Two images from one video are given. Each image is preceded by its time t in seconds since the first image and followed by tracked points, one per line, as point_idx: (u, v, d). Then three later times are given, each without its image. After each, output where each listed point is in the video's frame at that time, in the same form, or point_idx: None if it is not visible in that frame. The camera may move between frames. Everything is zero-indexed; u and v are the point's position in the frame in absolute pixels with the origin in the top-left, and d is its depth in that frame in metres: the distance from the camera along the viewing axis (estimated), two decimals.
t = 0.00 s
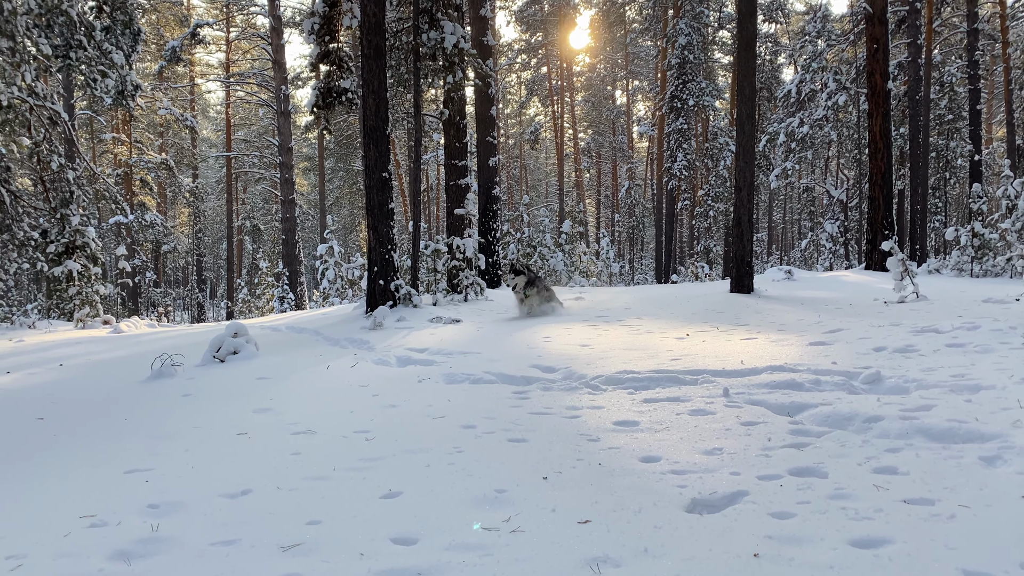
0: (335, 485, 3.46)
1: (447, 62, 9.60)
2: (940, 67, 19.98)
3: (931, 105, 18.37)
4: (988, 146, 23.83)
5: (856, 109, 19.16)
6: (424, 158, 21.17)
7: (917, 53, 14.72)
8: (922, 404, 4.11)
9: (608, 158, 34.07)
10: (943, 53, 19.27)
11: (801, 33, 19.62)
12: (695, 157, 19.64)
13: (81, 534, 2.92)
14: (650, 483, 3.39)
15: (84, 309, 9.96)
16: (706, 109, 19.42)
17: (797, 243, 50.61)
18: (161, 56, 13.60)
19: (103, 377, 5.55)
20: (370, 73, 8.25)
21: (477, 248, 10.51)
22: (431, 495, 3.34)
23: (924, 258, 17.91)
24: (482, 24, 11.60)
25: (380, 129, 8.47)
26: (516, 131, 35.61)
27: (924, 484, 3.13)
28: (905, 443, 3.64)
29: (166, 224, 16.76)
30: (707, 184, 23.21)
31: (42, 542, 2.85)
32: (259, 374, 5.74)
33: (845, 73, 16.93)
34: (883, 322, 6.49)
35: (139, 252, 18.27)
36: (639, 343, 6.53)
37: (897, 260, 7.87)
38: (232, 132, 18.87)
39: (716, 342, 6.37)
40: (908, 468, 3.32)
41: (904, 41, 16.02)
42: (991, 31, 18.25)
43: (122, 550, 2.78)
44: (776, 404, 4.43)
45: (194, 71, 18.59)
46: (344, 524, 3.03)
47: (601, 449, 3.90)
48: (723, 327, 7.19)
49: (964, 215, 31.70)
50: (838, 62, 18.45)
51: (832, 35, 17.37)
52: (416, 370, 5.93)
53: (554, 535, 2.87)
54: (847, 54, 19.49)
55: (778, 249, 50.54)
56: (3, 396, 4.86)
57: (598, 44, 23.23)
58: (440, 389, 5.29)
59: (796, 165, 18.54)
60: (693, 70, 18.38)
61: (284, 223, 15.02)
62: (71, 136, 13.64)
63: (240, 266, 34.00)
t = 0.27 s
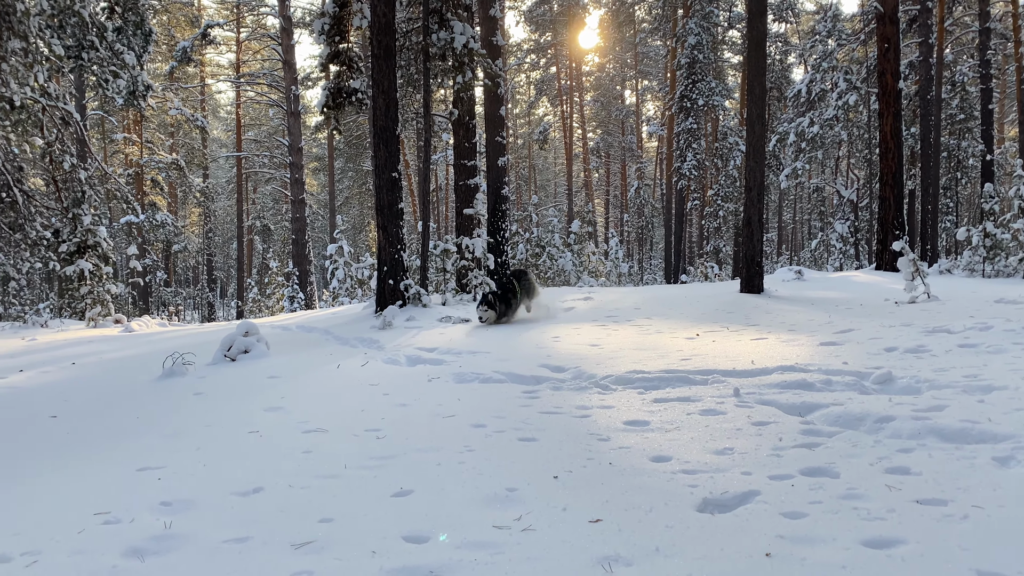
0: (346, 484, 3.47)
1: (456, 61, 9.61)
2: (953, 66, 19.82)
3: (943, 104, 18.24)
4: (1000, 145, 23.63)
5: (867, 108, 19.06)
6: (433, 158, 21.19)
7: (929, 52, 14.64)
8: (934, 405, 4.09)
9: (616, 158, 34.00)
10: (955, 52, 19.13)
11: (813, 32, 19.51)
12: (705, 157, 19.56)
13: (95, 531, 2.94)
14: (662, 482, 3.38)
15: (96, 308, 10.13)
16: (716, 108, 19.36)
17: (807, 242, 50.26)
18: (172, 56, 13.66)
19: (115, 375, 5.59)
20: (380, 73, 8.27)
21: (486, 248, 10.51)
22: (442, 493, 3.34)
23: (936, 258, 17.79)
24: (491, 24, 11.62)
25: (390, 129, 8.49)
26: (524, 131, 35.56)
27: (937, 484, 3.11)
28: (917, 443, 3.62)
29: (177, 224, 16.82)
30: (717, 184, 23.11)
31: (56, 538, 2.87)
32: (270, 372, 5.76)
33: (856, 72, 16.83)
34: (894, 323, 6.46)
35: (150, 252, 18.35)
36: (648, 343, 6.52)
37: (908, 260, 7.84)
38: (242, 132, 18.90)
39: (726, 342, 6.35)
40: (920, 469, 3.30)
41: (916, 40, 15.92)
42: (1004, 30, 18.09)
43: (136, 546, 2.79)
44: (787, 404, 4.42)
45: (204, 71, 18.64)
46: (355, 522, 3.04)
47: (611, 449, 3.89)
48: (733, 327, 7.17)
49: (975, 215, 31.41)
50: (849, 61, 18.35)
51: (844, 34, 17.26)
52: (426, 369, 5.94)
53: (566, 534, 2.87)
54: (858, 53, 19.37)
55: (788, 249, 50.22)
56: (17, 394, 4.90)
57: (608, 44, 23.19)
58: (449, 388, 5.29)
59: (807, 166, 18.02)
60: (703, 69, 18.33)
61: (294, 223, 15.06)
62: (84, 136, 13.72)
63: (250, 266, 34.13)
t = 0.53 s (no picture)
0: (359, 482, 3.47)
1: (468, 61, 9.57)
2: (967, 65, 19.68)
3: (957, 103, 18.10)
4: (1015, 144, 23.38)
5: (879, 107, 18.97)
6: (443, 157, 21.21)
7: (943, 51, 14.57)
8: (948, 405, 4.05)
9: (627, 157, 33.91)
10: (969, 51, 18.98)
11: (825, 30, 19.40)
12: (716, 156, 19.48)
13: (110, 527, 2.95)
14: (675, 481, 3.37)
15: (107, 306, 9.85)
16: (727, 107, 19.31)
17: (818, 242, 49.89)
18: (184, 56, 13.75)
19: (129, 373, 5.62)
20: (392, 72, 8.29)
21: (496, 246, 10.48)
22: (454, 491, 3.34)
23: (949, 258, 17.66)
24: (502, 23, 11.64)
25: (401, 128, 8.49)
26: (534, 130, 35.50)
27: (952, 485, 3.08)
28: (932, 443, 3.59)
29: (189, 222, 16.92)
30: (728, 183, 23.00)
31: (72, 534, 2.88)
32: (283, 370, 5.78)
33: (869, 70, 16.74)
34: (907, 322, 6.42)
35: (161, 251, 18.46)
36: (660, 343, 6.50)
37: (921, 259, 7.80)
38: (254, 131, 18.96)
39: (738, 341, 6.33)
40: (935, 469, 3.28)
41: (930, 39, 15.82)
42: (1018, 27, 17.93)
43: (151, 543, 2.80)
44: (800, 403, 4.39)
45: (216, 70, 18.74)
46: (369, 519, 3.04)
47: (624, 447, 3.88)
48: (745, 327, 7.14)
49: (989, 214, 31.09)
50: (861, 60, 18.25)
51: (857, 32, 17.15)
52: (436, 367, 5.95)
53: (579, 531, 2.87)
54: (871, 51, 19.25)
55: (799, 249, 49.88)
56: (32, 391, 4.94)
57: (618, 42, 23.17)
58: (460, 386, 5.29)
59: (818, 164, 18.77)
60: (714, 68, 18.30)
61: (305, 222, 15.12)
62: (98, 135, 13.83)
63: (260, 265, 34.27)
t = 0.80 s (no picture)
0: (370, 480, 3.47)
1: (477, 59, 9.57)
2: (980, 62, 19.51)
3: (970, 100, 17.97)
4: None
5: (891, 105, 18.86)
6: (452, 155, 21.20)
7: (956, 48, 14.48)
8: (962, 405, 4.02)
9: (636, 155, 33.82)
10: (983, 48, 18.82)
11: (837, 27, 19.29)
12: (727, 154, 19.43)
13: (124, 523, 2.96)
14: (686, 480, 3.36)
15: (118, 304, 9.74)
16: (738, 105, 19.23)
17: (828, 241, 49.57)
18: (195, 55, 13.81)
19: (142, 370, 5.66)
20: (402, 70, 8.30)
21: (506, 245, 10.49)
22: (465, 489, 3.34)
23: (962, 256, 17.53)
24: (512, 20, 11.64)
25: (411, 126, 8.51)
26: (543, 128, 35.46)
27: (966, 485, 3.05)
28: (945, 443, 3.56)
29: (200, 220, 16.99)
30: (738, 181, 22.92)
31: (87, 530, 2.89)
32: (294, 368, 5.80)
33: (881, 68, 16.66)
34: (920, 321, 6.38)
35: (172, 248, 18.56)
36: (671, 341, 6.49)
37: (933, 258, 7.76)
38: (264, 129, 19.01)
39: (749, 340, 6.31)
40: (948, 468, 3.25)
41: (943, 36, 15.73)
42: None
43: (165, 539, 2.80)
44: (812, 402, 4.38)
45: (227, 69, 18.82)
46: (380, 516, 3.04)
47: (635, 446, 3.88)
48: (756, 325, 7.12)
49: (1001, 212, 30.76)
50: (873, 57, 18.13)
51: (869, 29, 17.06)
52: (447, 365, 5.96)
53: (590, 529, 2.86)
54: (883, 48, 19.13)
55: (809, 247, 49.56)
56: (46, 388, 4.97)
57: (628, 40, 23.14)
58: (470, 384, 5.30)
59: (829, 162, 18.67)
60: (725, 66, 18.23)
61: (315, 219, 15.16)
62: (112, 133, 13.91)
63: (270, 263, 34.45)
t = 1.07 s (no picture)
0: (380, 475, 3.46)
1: (486, 56, 9.61)
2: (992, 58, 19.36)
3: (982, 96, 17.84)
4: None
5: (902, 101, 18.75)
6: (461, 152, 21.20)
7: (968, 43, 14.40)
8: (974, 402, 3.98)
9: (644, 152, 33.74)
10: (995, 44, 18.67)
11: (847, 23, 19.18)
12: (737, 151, 19.37)
13: (137, 517, 2.95)
14: (696, 477, 3.33)
15: (129, 300, 9.73)
16: (748, 101, 19.14)
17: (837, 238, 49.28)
18: (205, 52, 13.86)
19: (153, 366, 5.69)
20: (411, 67, 8.30)
21: (514, 241, 10.51)
22: (475, 485, 3.33)
23: (973, 253, 17.43)
24: (522, 17, 11.64)
25: (420, 123, 8.51)
26: (551, 125, 35.42)
27: (979, 482, 3.00)
28: (957, 440, 3.52)
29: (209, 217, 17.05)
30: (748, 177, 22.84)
31: (101, 523, 2.88)
32: (304, 364, 5.81)
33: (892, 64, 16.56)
34: (931, 319, 6.35)
35: (182, 245, 18.65)
36: (680, 338, 6.49)
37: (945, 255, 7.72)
38: (273, 126, 19.04)
39: (760, 337, 6.30)
40: (960, 466, 3.20)
41: (955, 31, 15.63)
42: None
43: (178, 532, 2.79)
44: (822, 399, 4.36)
45: (236, 65, 18.87)
46: (390, 512, 3.03)
47: (645, 443, 3.87)
48: (766, 322, 7.11)
49: (1013, 210, 30.49)
50: (883, 53, 18.03)
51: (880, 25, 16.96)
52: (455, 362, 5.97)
53: (601, 525, 2.84)
54: (894, 44, 19.01)
55: (819, 244, 49.30)
56: (58, 383, 4.99)
57: (636, 37, 23.07)
58: (479, 381, 5.30)
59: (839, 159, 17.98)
60: (734, 62, 18.17)
61: (324, 216, 15.19)
62: (122, 129, 13.98)
63: (278, 261, 34.60)
